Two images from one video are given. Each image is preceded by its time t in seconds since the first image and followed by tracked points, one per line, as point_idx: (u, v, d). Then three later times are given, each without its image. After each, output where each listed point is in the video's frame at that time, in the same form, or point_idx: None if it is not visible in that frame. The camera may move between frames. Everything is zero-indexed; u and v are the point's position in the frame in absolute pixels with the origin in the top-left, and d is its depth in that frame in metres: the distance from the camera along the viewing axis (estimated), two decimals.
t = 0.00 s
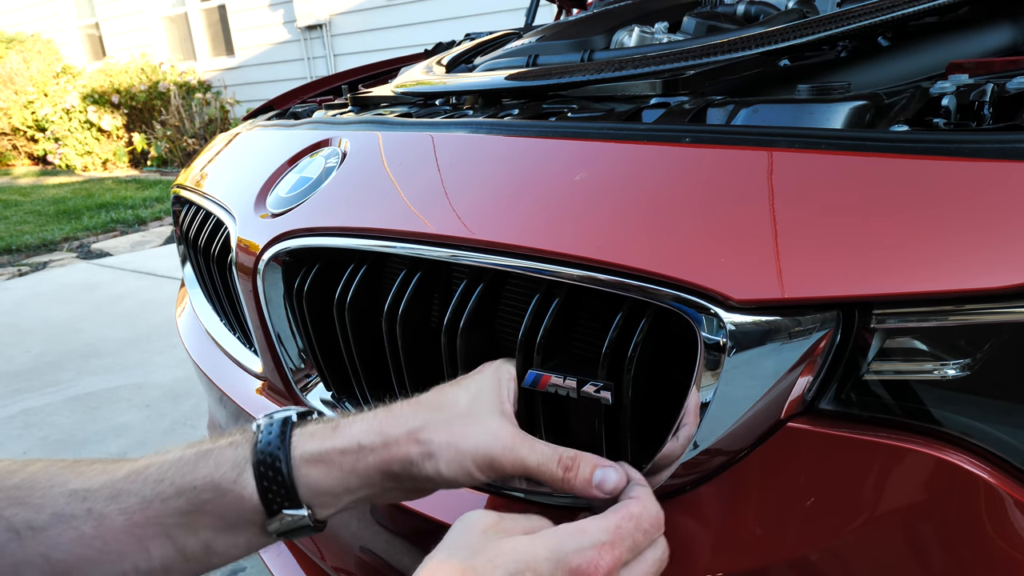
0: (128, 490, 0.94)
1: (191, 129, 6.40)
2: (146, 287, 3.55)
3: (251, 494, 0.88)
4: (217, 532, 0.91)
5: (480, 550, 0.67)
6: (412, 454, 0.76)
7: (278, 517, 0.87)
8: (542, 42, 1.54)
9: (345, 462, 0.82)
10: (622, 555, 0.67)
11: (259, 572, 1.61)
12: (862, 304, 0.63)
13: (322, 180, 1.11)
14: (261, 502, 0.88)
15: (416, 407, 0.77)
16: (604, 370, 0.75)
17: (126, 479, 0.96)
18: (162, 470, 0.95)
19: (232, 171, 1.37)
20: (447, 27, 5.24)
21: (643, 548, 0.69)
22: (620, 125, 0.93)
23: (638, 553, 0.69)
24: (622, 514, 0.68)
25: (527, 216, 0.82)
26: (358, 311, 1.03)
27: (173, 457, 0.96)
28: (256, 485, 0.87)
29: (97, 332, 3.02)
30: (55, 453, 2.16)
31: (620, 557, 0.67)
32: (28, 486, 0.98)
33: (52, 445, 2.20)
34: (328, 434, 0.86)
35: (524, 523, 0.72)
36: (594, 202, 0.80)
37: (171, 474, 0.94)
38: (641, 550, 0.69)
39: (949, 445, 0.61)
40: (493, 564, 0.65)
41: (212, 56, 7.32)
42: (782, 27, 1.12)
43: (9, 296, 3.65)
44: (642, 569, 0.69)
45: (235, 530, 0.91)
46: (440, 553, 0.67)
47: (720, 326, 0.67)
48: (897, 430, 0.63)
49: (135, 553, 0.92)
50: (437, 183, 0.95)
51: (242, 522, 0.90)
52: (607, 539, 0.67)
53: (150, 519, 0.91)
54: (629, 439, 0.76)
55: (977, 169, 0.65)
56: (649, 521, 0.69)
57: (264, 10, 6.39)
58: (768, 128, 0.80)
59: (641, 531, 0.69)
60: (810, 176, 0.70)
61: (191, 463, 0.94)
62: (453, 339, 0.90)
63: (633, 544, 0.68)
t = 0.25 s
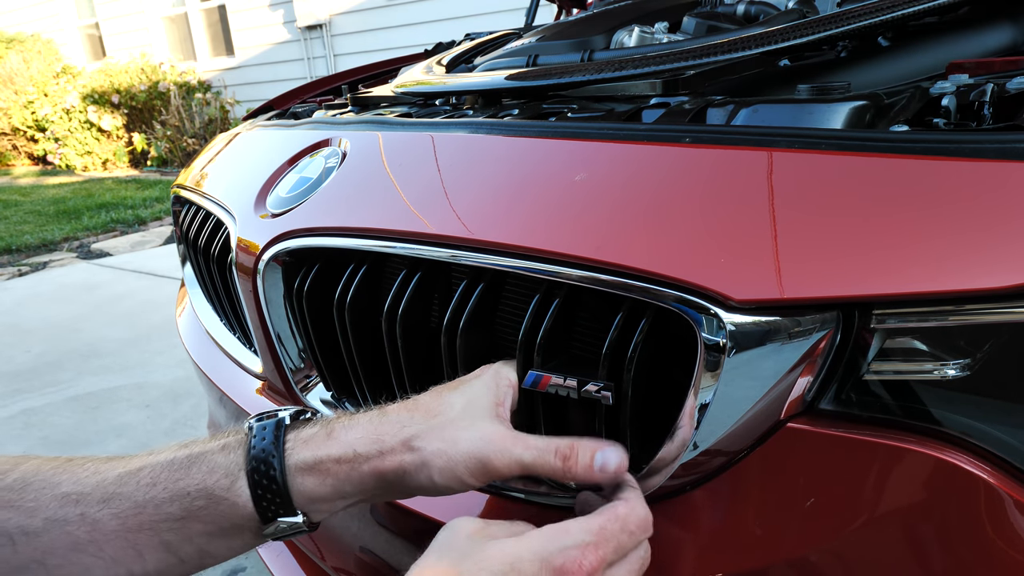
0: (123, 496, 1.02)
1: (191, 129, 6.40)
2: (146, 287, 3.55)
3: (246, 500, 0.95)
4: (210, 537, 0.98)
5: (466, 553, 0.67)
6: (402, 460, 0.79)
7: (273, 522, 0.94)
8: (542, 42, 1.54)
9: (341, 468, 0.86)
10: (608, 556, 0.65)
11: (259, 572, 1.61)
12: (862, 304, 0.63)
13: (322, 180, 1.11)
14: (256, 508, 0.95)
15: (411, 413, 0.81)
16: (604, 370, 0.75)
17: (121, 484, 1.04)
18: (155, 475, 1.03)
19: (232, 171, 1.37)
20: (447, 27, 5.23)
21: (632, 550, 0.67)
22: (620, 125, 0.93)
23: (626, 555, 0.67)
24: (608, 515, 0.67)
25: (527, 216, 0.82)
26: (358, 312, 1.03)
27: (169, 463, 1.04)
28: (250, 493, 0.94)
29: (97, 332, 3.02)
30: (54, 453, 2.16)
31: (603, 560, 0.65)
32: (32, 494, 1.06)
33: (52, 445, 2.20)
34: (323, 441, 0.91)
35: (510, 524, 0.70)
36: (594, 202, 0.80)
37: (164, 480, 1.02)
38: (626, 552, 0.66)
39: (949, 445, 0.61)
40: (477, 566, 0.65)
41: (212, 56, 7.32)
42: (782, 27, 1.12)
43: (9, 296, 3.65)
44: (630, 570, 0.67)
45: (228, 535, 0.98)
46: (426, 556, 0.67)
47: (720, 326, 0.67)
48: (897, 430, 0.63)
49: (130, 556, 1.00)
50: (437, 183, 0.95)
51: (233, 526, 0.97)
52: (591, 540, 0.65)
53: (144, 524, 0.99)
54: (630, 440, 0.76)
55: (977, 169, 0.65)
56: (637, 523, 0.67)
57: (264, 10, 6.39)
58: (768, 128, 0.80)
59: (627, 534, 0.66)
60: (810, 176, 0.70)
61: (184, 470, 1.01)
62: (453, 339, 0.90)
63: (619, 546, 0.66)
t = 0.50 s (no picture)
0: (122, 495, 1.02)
1: (191, 129, 6.40)
2: (146, 287, 3.55)
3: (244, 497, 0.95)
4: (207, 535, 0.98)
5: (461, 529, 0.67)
6: (403, 458, 0.79)
7: (273, 520, 0.94)
8: (542, 42, 1.54)
9: (341, 465, 0.86)
10: (606, 531, 0.66)
11: (259, 572, 1.61)
12: (862, 304, 0.63)
13: (322, 180, 1.11)
14: (256, 506, 0.95)
15: (411, 411, 0.81)
16: (604, 370, 0.75)
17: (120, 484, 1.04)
18: (155, 474, 1.03)
19: (232, 171, 1.37)
20: (447, 27, 5.23)
21: (631, 526, 0.67)
22: (620, 125, 0.93)
23: (625, 532, 0.67)
24: (607, 491, 0.67)
25: (527, 216, 0.82)
26: (358, 311, 1.03)
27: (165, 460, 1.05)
28: (250, 490, 0.94)
29: (97, 332, 3.02)
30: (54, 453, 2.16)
31: (603, 533, 0.65)
32: (32, 492, 1.07)
33: (52, 445, 2.20)
34: (323, 439, 0.91)
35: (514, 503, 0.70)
36: (594, 202, 0.80)
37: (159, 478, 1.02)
38: (625, 527, 0.67)
39: (949, 445, 0.61)
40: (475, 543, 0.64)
41: (212, 56, 7.32)
42: (782, 28, 1.12)
43: (9, 296, 3.65)
44: (632, 549, 0.67)
45: (227, 532, 0.98)
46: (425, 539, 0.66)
47: (720, 326, 0.67)
48: (897, 430, 0.63)
49: (129, 556, 1.00)
50: (437, 183, 0.95)
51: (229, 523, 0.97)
52: (589, 513, 0.66)
53: (144, 522, 1.00)
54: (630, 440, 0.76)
55: (977, 169, 0.65)
56: (637, 498, 0.67)
57: (264, 10, 6.39)
58: (768, 129, 0.80)
59: (626, 510, 0.67)
60: (810, 176, 0.70)
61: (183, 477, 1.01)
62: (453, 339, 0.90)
63: (619, 522, 0.66)
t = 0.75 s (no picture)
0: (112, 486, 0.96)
1: (191, 129, 6.40)
2: (146, 287, 3.55)
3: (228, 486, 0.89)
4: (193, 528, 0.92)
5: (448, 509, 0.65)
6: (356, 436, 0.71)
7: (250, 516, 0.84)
8: (542, 42, 1.54)
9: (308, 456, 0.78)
10: (563, 496, 0.70)
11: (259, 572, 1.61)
12: (863, 304, 0.63)
13: (322, 180, 1.11)
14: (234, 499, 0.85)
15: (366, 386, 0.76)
16: (604, 369, 0.75)
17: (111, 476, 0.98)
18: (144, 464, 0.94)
19: (232, 171, 1.37)
20: (447, 27, 5.23)
21: (581, 488, 0.73)
22: (620, 125, 0.93)
23: (577, 495, 0.72)
24: (555, 460, 0.72)
25: (527, 216, 0.82)
26: (358, 311, 1.03)
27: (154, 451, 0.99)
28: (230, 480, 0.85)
29: (97, 332, 3.02)
30: (55, 453, 2.16)
31: (560, 497, 0.70)
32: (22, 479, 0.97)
33: (52, 445, 2.20)
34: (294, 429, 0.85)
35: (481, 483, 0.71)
36: (594, 202, 0.80)
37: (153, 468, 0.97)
38: (578, 490, 0.72)
39: (949, 445, 0.61)
40: (447, 519, 0.63)
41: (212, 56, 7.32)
42: (782, 27, 1.12)
43: (9, 296, 3.65)
44: (586, 510, 0.72)
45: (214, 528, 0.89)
46: (400, 531, 0.61)
47: (720, 326, 0.66)
48: (897, 430, 0.63)
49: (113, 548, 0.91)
50: (437, 183, 0.95)
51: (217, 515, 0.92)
52: (550, 483, 0.70)
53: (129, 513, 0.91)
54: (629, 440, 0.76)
55: (978, 169, 0.65)
56: (576, 462, 0.74)
57: (264, 10, 6.39)
58: (768, 128, 0.80)
59: (573, 473, 0.72)
60: (810, 176, 0.70)
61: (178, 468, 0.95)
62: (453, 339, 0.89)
63: (570, 485, 0.71)
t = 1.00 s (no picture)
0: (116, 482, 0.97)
1: (191, 129, 6.39)
2: (146, 287, 3.55)
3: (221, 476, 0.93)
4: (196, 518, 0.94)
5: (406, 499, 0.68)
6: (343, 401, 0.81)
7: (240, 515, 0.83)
8: (542, 42, 1.54)
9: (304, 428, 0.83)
10: (544, 471, 0.69)
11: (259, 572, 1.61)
12: (862, 304, 0.63)
13: (322, 180, 1.11)
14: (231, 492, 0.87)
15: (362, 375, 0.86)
16: (603, 370, 0.75)
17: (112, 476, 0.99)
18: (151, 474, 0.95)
19: (232, 171, 1.37)
20: (447, 27, 5.23)
21: (564, 462, 0.71)
22: (620, 125, 0.93)
23: (560, 469, 0.71)
24: (539, 435, 0.71)
25: (527, 216, 0.82)
26: (358, 311, 1.03)
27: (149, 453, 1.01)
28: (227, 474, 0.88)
29: (97, 332, 3.02)
30: (54, 453, 2.16)
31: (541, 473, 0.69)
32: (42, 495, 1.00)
33: (52, 445, 2.20)
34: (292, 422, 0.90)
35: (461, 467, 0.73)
36: (594, 202, 0.80)
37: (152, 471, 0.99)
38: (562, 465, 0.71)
39: (949, 445, 0.61)
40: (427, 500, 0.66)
41: (212, 56, 7.32)
42: (782, 27, 1.12)
43: (9, 296, 3.65)
44: (565, 483, 0.72)
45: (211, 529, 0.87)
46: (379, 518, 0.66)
47: (720, 326, 0.66)
48: (896, 430, 0.63)
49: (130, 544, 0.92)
50: (437, 183, 0.95)
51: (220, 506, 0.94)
52: (529, 458, 0.69)
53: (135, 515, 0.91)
54: (629, 440, 0.76)
55: (978, 169, 0.64)
56: (563, 436, 0.72)
57: (264, 10, 6.39)
58: (768, 128, 0.80)
59: (558, 448, 0.71)
60: (810, 176, 0.70)
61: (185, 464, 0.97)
62: (453, 340, 0.89)
63: (553, 461, 0.70)
